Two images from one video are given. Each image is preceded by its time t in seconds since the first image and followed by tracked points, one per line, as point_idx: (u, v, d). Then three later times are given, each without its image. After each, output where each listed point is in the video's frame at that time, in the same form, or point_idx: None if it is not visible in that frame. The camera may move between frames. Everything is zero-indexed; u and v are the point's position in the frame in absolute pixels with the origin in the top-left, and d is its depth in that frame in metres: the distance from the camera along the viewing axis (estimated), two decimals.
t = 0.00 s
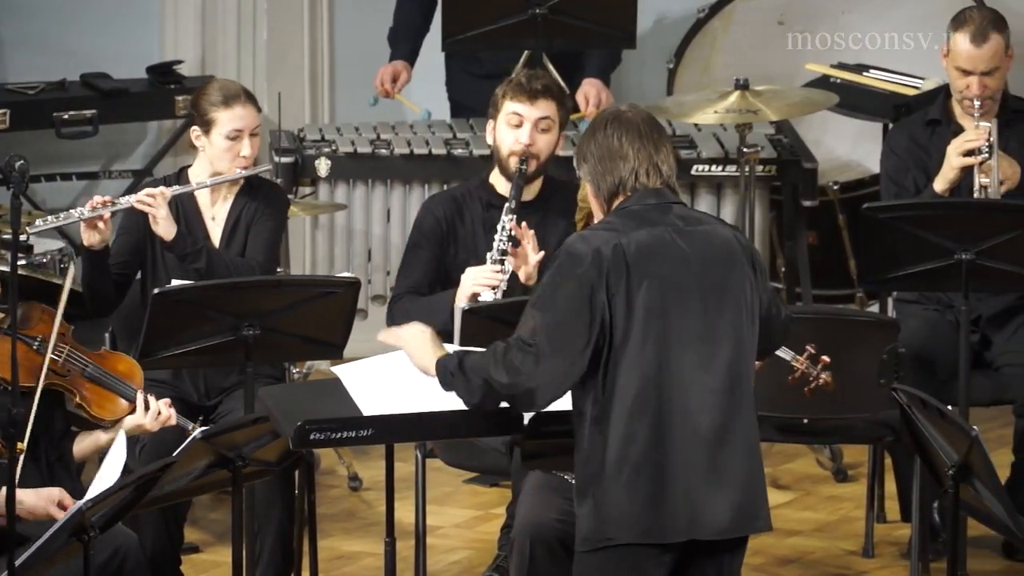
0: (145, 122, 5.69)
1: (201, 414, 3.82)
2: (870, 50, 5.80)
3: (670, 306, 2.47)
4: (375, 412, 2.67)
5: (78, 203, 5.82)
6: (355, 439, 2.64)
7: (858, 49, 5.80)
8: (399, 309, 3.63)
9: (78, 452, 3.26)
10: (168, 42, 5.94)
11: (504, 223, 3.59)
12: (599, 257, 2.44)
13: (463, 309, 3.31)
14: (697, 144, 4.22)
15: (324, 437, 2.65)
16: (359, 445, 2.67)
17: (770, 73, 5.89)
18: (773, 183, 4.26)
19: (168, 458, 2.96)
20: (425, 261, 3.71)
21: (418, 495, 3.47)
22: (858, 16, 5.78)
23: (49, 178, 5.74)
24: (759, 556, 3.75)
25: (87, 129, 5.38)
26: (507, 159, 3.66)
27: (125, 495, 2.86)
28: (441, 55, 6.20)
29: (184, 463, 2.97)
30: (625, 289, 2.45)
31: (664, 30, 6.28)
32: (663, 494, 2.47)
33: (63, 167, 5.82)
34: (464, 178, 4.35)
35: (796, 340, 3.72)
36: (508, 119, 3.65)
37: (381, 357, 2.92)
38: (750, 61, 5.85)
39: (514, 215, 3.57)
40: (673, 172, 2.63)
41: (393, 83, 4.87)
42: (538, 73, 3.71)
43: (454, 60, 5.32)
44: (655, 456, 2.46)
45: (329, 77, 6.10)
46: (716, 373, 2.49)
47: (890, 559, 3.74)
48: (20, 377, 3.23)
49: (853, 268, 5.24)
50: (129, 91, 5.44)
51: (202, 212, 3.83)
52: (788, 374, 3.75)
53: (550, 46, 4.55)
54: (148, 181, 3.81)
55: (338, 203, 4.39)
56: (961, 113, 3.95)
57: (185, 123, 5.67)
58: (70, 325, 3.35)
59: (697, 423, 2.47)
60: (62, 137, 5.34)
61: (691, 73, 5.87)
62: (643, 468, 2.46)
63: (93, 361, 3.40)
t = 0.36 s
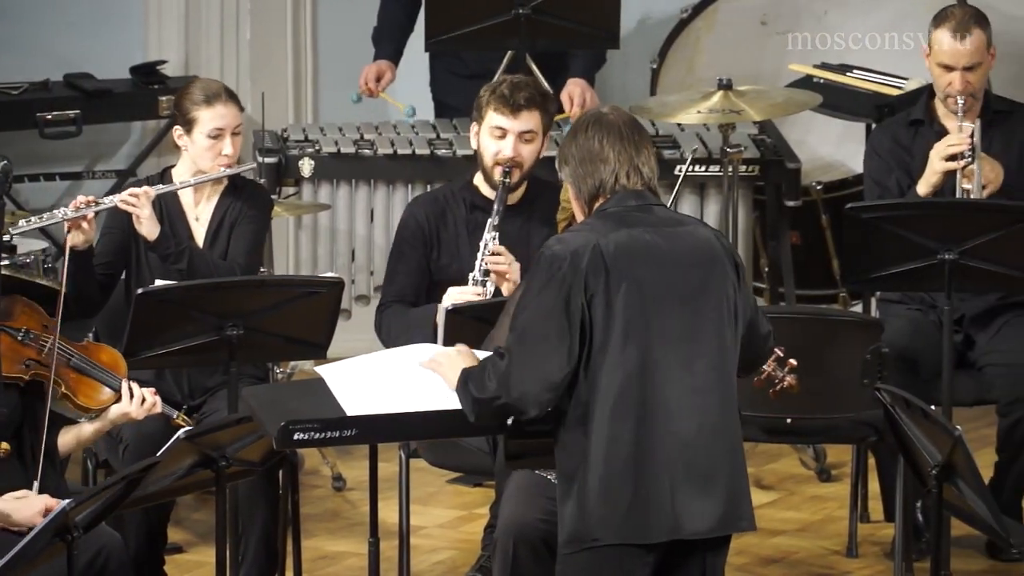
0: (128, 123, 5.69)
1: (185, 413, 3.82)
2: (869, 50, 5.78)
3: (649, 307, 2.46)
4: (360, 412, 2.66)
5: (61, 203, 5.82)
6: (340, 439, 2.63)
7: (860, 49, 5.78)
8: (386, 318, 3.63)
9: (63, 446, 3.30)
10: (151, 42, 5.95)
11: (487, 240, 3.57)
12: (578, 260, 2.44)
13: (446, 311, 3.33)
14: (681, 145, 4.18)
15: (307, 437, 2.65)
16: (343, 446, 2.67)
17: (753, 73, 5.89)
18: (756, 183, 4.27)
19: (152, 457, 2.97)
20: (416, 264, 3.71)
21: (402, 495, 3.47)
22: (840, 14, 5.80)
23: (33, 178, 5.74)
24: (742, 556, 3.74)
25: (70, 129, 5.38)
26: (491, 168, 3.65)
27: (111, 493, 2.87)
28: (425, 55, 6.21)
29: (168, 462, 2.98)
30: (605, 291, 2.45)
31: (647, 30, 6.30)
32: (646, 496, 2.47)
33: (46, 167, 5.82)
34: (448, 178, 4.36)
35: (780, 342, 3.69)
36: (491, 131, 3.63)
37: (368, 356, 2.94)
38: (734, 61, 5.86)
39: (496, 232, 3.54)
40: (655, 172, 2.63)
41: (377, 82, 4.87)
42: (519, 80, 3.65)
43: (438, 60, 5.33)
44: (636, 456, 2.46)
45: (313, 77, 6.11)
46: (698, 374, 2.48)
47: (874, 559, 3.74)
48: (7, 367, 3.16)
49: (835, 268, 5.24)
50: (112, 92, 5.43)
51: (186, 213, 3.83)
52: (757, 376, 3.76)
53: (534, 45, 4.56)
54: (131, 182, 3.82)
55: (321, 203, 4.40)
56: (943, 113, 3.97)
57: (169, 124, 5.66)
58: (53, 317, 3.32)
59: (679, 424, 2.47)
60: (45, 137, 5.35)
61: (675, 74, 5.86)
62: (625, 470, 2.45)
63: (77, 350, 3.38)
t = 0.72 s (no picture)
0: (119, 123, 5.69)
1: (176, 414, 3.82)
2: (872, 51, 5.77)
3: (638, 309, 2.43)
4: (349, 415, 2.67)
5: (52, 203, 5.82)
6: (331, 440, 2.64)
7: (860, 48, 5.77)
8: (377, 321, 3.64)
9: (55, 448, 3.33)
10: (142, 43, 5.96)
11: (475, 255, 3.56)
12: (564, 263, 2.41)
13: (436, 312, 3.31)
14: (672, 145, 4.21)
15: (299, 438, 2.64)
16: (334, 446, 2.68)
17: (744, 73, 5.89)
18: (747, 183, 4.27)
19: (143, 459, 2.96)
20: (406, 269, 3.71)
21: (393, 496, 3.47)
22: (831, 14, 5.79)
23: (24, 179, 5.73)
24: (734, 557, 3.74)
25: (61, 130, 5.37)
26: (480, 178, 3.66)
27: (102, 494, 2.87)
28: (416, 55, 6.21)
29: (159, 464, 2.97)
30: (593, 294, 2.42)
31: (639, 30, 6.29)
32: (634, 500, 2.44)
33: (37, 167, 5.82)
34: (439, 179, 4.36)
35: (771, 342, 3.70)
36: (480, 141, 3.62)
37: (361, 356, 2.94)
38: (725, 60, 5.86)
39: (485, 247, 3.53)
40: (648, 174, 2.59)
41: (368, 83, 4.87)
42: (508, 89, 3.62)
43: (429, 60, 5.32)
44: (625, 460, 2.43)
45: (304, 77, 6.11)
46: (687, 376, 2.46)
47: (865, 559, 3.74)
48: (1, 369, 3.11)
49: (827, 268, 5.25)
50: (103, 92, 5.43)
51: (177, 215, 3.83)
52: (741, 379, 3.75)
53: (524, 46, 4.55)
54: (121, 184, 3.81)
55: (311, 203, 4.39)
56: (935, 114, 3.97)
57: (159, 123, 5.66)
58: (46, 318, 3.27)
59: (668, 427, 2.44)
60: (36, 137, 5.34)
61: (666, 74, 5.84)
62: (614, 475, 2.42)
63: (70, 351, 3.37)
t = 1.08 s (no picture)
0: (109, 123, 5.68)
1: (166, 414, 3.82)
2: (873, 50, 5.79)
3: (636, 310, 2.40)
4: (337, 416, 2.67)
5: (41, 204, 5.82)
6: (319, 441, 2.64)
7: (860, 48, 5.79)
8: (364, 320, 3.64)
9: (49, 449, 3.35)
10: (131, 42, 5.96)
11: (463, 250, 3.55)
12: (563, 264, 2.37)
13: (426, 311, 3.31)
14: (661, 145, 4.22)
15: (288, 438, 2.65)
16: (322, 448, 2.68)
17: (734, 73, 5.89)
18: (736, 183, 4.27)
19: (132, 459, 2.96)
20: (395, 269, 3.71)
21: (381, 497, 3.47)
22: (820, 15, 5.81)
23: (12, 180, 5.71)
24: (722, 557, 3.75)
25: (50, 130, 5.37)
26: (469, 174, 3.64)
27: (92, 496, 2.87)
28: (406, 54, 6.22)
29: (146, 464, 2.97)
30: (591, 296, 2.38)
31: (628, 30, 6.28)
32: (629, 502, 2.41)
33: (25, 167, 5.83)
34: (428, 179, 4.37)
35: (761, 341, 3.69)
36: (470, 138, 3.61)
37: (350, 356, 2.94)
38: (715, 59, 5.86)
39: (473, 242, 3.52)
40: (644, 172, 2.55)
41: (357, 83, 4.88)
42: (498, 86, 3.64)
43: (419, 60, 5.32)
44: (621, 462, 2.40)
45: (293, 77, 6.12)
46: (682, 377, 2.44)
47: (853, 559, 3.74)
48: None
49: (816, 267, 5.25)
50: (92, 92, 5.42)
51: (165, 216, 3.84)
52: (728, 382, 3.75)
53: (514, 46, 4.55)
54: (110, 185, 3.82)
55: (300, 204, 4.40)
56: (924, 113, 3.97)
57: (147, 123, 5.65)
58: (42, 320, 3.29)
59: (663, 428, 2.42)
60: (25, 138, 5.34)
61: (656, 73, 5.81)
62: (608, 476, 2.40)
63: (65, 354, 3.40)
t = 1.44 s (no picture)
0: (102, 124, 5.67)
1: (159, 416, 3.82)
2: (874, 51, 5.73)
3: (627, 315, 2.39)
4: (332, 416, 2.66)
5: (34, 205, 5.82)
6: (312, 441, 2.64)
7: (860, 48, 5.75)
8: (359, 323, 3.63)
9: (44, 453, 3.31)
10: (123, 43, 5.96)
11: (458, 248, 3.55)
12: (554, 270, 2.35)
13: (418, 312, 3.30)
14: (653, 145, 4.22)
15: (280, 438, 2.65)
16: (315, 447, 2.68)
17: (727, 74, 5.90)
18: (729, 184, 4.27)
19: (125, 459, 2.95)
20: (388, 269, 3.71)
21: (375, 496, 3.46)
22: (813, 15, 5.80)
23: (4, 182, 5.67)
24: (716, 557, 3.74)
25: (42, 131, 5.37)
26: (462, 174, 3.64)
27: (85, 496, 2.85)
28: (399, 56, 6.22)
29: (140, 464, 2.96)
30: (582, 302, 2.36)
31: (621, 31, 6.30)
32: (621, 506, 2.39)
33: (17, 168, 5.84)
34: (420, 179, 4.36)
35: (755, 342, 3.69)
36: (462, 137, 3.60)
37: (342, 356, 2.93)
38: (707, 61, 5.86)
39: (467, 240, 3.52)
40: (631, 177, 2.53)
41: (349, 83, 4.89)
42: (491, 85, 3.63)
43: (412, 60, 5.32)
44: (612, 467, 2.38)
45: (285, 79, 6.13)
46: (672, 382, 2.42)
47: (847, 560, 3.73)
48: None
49: (810, 268, 5.25)
50: (84, 93, 5.41)
51: (157, 217, 3.84)
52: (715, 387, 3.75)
53: (506, 46, 4.55)
54: (101, 186, 3.82)
55: (293, 204, 4.40)
56: (916, 114, 3.98)
57: (139, 124, 5.65)
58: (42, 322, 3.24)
59: (655, 433, 2.40)
60: (17, 138, 5.34)
61: (648, 73, 5.87)
62: (601, 482, 2.38)
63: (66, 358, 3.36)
